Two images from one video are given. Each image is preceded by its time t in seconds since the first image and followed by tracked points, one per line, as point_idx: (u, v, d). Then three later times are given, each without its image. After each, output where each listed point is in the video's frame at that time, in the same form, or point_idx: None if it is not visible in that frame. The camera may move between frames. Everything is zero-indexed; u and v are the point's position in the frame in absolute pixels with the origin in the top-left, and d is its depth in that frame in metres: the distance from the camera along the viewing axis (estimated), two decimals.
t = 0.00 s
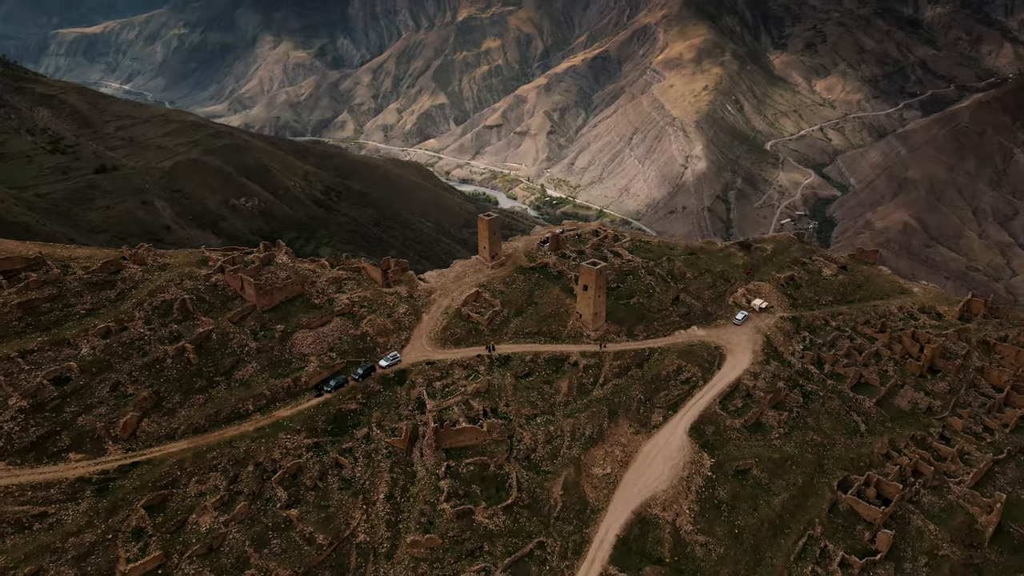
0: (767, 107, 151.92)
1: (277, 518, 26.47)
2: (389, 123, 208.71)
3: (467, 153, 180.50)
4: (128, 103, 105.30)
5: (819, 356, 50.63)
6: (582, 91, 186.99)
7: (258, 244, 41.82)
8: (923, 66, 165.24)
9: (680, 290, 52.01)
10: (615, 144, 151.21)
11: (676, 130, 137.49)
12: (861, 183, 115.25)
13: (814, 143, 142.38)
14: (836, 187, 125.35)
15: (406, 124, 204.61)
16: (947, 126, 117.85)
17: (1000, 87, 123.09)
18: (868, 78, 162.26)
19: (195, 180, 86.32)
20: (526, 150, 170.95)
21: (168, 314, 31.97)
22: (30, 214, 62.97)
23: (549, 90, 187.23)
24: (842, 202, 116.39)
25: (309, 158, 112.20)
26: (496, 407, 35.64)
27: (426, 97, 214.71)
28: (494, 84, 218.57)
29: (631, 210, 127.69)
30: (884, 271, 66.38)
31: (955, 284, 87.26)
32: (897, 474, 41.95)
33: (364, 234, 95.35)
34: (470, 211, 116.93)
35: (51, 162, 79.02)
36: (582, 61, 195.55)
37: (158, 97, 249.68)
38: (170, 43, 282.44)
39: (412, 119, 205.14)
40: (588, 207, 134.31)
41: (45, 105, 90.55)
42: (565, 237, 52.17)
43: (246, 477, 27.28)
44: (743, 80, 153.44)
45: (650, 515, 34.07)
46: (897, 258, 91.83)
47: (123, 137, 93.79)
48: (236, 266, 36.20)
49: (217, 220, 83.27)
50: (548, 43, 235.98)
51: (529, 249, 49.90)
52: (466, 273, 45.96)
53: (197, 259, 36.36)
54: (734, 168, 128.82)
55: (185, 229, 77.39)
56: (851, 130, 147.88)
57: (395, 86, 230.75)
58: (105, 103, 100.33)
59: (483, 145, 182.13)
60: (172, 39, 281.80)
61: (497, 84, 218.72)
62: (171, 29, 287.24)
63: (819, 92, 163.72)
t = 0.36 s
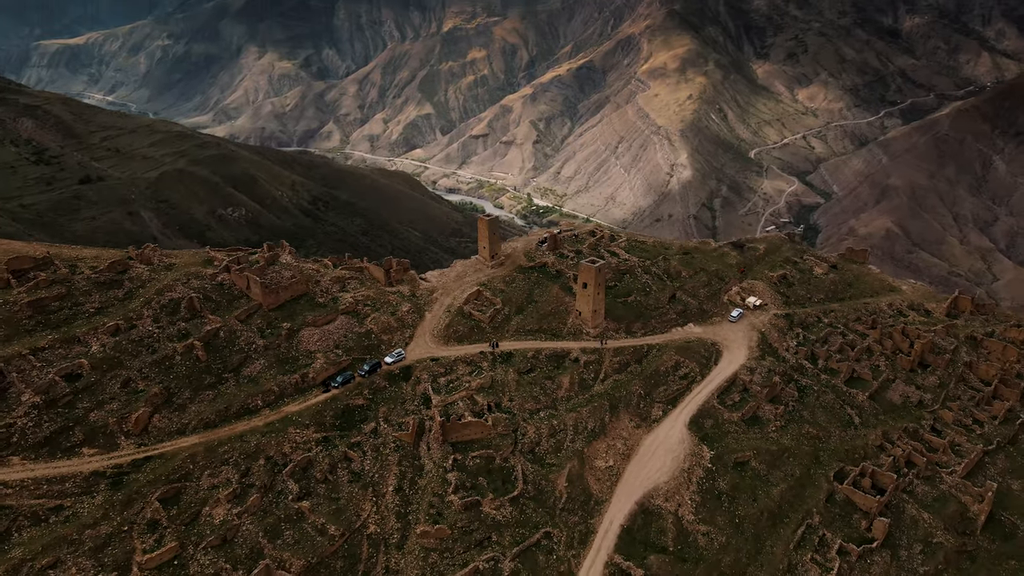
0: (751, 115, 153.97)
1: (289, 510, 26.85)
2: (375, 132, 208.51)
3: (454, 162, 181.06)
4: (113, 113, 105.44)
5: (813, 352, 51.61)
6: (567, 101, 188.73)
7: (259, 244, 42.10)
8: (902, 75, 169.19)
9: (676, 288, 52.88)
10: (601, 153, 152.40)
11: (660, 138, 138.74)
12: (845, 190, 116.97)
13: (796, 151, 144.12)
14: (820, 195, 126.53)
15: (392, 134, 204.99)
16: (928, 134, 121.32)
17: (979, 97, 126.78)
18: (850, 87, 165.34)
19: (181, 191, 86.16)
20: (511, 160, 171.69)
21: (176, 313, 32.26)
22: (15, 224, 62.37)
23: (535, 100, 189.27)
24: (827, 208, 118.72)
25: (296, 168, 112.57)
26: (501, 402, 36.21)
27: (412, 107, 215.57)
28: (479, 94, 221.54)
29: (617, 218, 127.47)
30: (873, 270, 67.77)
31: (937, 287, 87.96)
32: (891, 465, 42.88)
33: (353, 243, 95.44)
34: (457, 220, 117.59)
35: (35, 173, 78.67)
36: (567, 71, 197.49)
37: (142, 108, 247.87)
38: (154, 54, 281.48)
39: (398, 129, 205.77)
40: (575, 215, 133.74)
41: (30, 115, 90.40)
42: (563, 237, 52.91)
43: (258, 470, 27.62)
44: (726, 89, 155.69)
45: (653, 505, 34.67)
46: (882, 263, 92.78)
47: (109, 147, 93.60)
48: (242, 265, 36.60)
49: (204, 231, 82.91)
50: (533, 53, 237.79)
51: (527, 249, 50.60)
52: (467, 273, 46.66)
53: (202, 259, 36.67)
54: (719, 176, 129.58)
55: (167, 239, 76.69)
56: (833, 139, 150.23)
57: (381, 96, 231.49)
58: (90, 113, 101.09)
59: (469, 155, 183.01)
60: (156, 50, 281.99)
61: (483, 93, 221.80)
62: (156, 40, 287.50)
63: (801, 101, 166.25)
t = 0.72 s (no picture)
0: (734, 124, 156.20)
1: (301, 501, 27.26)
2: (362, 142, 208.56)
3: (440, 171, 181.66)
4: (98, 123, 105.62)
5: (807, 347, 52.65)
6: (552, 110, 190.27)
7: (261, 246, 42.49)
8: (883, 84, 172.48)
9: (672, 287, 53.78)
10: (586, 161, 153.41)
11: (646, 146, 140.04)
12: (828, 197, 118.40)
13: (780, 159, 146.42)
14: (803, 203, 128.52)
15: (378, 143, 205.27)
16: (908, 142, 122.60)
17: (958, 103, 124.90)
18: (832, 95, 168.17)
19: (167, 201, 85.81)
20: (498, 169, 172.30)
21: (184, 311, 32.58)
22: None
23: (521, 109, 190.48)
24: (810, 215, 118.17)
25: (282, 178, 112.96)
26: (504, 396, 36.79)
27: (398, 117, 216.23)
28: (465, 103, 222.96)
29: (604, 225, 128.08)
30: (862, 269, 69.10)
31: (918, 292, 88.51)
32: (885, 456, 43.77)
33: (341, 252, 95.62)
34: (445, 228, 117.96)
35: (19, 184, 78.56)
36: (552, 81, 199.15)
37: (126, 119, 246.00)
38: (138, 65, 279.14)
39: (385, 139, 206.10)
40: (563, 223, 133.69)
41: (15, 126, 90.24)
42: (560, 237, 53.64)
43: (268, 464, 28.00)
44: (710, 97, 157.92)
45: (655, 496, 35.35)
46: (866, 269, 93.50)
47: (94, 157, 93.48)
48: (247, 264, 36.98)
49: (191, 239, 82.34)
50: (519, 63, 240.34)
51: (526, 249, 51.27)
52: (467, 272, 47.27)
53: (207, 259, 37.00)
54: (705, 184, 130.94)
55: (157, 239, 76.10)
56: (816, 146, 152.74)
57: (367, 106, 231.98)
58: (75, 123, 101.13)
59: (456, 163, 183.55)
60: (140, 60, 280.70)
61: (469, 103, 223.13)
62: (140, 50, 286.29)
63: (784, 108, 168.71)
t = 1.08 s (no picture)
0: (719, 132, 158.51)
1: (312, 493, 27.67)
2: (348, 151, 204.00)
3: (427, 180, 181.44)
4: (84, 133, 105.18)
5: (800, 344, 53.66)
6: (539, 119, 191.07)
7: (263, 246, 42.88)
8: (864, 92, 176.00)
9: (668, 285, 54.68)
10: (573, 170, 153.62)
11: (632, 155, 141.08)
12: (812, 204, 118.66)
13: (765, 166, 148.41)
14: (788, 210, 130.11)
15: (365, 152, 201.40)
16: (890, 149, 123.22)
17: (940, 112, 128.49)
18: (815, 104, 170.84)
19: (154, 211, 85.71)
20: (485, 178, 172.15)
21: (191, 309, 32.92)
22: None
23: (507, 118, 190.93)
24: (795, 222, 119.45)
25: (270, 188, 113.03)
26: (508, 391, 37.33)
27: (385, 126, 216.27)
28: (452, 112, 223.57)
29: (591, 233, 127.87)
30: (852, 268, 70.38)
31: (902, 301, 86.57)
32: (879, 448, 44.64)
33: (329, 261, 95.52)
34: (434, 236, 117.54)
35: (4, 194, 77.83)
36: (538, 90, 200.38)
37: (110, 129, 243.11)
38: (122, 75, 276.43)
39: (371, 147, 202.40)
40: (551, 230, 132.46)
41: None
42: (558, 237, 54.37)
43: (279, 457, 28.38)
44: (695, 106, 159.68)
45: (657, 487, 36.01)
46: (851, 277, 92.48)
47: (79, 167, 93.14)
48: (252, 264, 37.37)
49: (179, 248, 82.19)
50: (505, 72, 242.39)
51: (525, 249, 51.96)
52: (467, 271, 47.88)
53: (212, 259, 37.34)
54: (691, 192, 132.04)
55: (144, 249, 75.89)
56: (800, 154, 154.93)
57: (353, 116, 231.81)
58: (59, 134, 100.76)
59: (443, 173, 183.35)
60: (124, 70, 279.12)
61: (455, 112, 224.03)
62: (124, 60, 284.72)
63: (768, 117, 170.84)
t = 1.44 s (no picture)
0: (705, 140, 159.92)
1: (323, 485, 28.09)
2: (335, 161, 206.90)
3: (414, 189, 181.04)
4: (70, 143, 104.96)
5: (794, 340, 54.60)
6: (525, 128, 192.37)
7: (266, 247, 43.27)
8: (846, 100, 179.47)
9: (664, 284, 55.56)
10: (560, 177, 153.70)
11: (619, 162, 140.11)
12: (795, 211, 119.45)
13: (749, 174, 149.29)
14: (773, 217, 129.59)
15: (352, 162, 204.33)
16: (873, 156, 123.43)
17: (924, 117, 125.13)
18: (798, 112, 173.33)
19: (141, 221, 85.31)
20: (471, 187, 172.55)
21: (199, 306, 33.26)
22: None
23: (493, 127, 191.67)
24: (780, 229, 120.21)
25: (257, 197, 113.11)
26: (511, 386, 37.91)
27: (372, 135, 216.34)
28: (438, 121, 224.32)
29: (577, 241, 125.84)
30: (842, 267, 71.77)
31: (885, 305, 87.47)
32: (872, 440, 45.57)
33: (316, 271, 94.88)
34: (422, 245, 117.64)
35: None
36: (524, 99, 201.85)
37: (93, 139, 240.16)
38: (106, 85, 274.34)
39: (358, 157, 205.43)
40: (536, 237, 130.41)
41: None
42: (556, 237, 55.19)
43: (290, 450, 28.79)
44: (679, 114, 160.91)
45: (659, 479, 36.72)
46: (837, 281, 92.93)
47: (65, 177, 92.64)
48: (258, 263, 37.79)
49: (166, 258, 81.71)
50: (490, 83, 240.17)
51: (524, 249, 52.68)
52: (468, 271, 48.50)
53: (218, 258, 37.72)
54: (676, 199, 130.81)
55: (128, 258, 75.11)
56: (784, 161, 156.75)
57: (339, 125, 231.89)
58: (45, 143, 100.27)
59: (430, 182, 183.30)
60: (108, 80, 278.52)
61: (441, 121, 224.58)
62: (109, 71, 284.16)
63: (753, 125, 172.41)
